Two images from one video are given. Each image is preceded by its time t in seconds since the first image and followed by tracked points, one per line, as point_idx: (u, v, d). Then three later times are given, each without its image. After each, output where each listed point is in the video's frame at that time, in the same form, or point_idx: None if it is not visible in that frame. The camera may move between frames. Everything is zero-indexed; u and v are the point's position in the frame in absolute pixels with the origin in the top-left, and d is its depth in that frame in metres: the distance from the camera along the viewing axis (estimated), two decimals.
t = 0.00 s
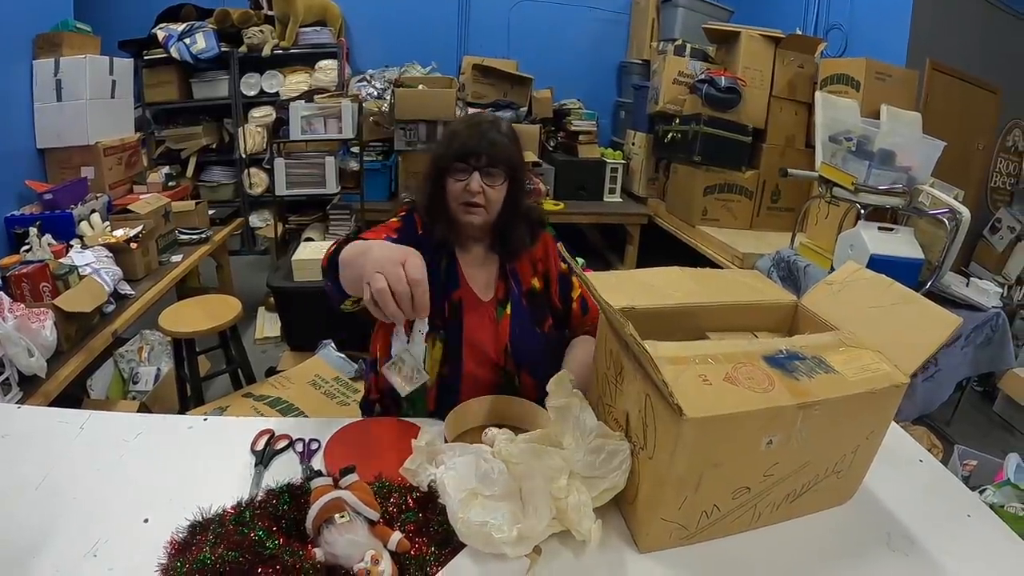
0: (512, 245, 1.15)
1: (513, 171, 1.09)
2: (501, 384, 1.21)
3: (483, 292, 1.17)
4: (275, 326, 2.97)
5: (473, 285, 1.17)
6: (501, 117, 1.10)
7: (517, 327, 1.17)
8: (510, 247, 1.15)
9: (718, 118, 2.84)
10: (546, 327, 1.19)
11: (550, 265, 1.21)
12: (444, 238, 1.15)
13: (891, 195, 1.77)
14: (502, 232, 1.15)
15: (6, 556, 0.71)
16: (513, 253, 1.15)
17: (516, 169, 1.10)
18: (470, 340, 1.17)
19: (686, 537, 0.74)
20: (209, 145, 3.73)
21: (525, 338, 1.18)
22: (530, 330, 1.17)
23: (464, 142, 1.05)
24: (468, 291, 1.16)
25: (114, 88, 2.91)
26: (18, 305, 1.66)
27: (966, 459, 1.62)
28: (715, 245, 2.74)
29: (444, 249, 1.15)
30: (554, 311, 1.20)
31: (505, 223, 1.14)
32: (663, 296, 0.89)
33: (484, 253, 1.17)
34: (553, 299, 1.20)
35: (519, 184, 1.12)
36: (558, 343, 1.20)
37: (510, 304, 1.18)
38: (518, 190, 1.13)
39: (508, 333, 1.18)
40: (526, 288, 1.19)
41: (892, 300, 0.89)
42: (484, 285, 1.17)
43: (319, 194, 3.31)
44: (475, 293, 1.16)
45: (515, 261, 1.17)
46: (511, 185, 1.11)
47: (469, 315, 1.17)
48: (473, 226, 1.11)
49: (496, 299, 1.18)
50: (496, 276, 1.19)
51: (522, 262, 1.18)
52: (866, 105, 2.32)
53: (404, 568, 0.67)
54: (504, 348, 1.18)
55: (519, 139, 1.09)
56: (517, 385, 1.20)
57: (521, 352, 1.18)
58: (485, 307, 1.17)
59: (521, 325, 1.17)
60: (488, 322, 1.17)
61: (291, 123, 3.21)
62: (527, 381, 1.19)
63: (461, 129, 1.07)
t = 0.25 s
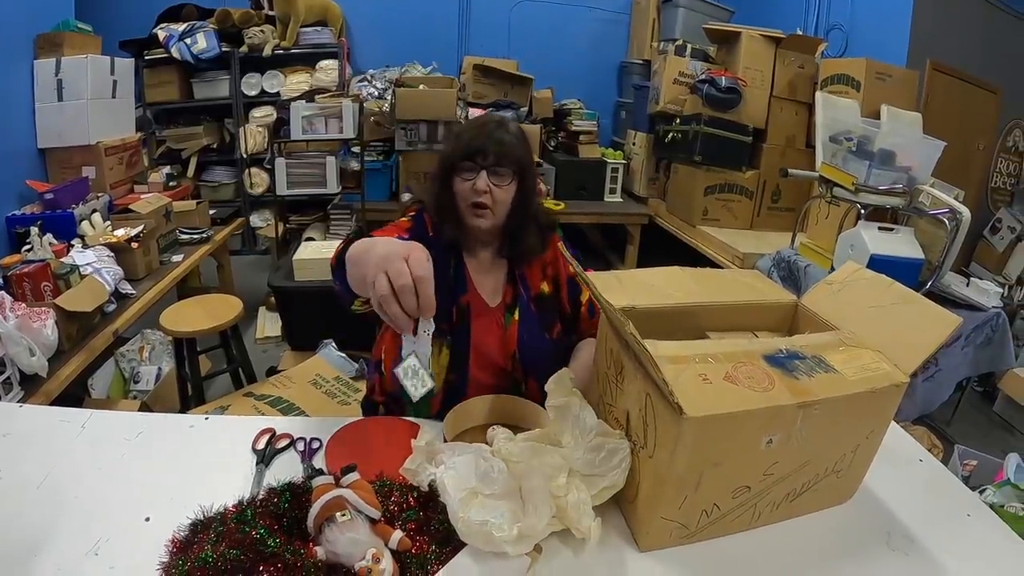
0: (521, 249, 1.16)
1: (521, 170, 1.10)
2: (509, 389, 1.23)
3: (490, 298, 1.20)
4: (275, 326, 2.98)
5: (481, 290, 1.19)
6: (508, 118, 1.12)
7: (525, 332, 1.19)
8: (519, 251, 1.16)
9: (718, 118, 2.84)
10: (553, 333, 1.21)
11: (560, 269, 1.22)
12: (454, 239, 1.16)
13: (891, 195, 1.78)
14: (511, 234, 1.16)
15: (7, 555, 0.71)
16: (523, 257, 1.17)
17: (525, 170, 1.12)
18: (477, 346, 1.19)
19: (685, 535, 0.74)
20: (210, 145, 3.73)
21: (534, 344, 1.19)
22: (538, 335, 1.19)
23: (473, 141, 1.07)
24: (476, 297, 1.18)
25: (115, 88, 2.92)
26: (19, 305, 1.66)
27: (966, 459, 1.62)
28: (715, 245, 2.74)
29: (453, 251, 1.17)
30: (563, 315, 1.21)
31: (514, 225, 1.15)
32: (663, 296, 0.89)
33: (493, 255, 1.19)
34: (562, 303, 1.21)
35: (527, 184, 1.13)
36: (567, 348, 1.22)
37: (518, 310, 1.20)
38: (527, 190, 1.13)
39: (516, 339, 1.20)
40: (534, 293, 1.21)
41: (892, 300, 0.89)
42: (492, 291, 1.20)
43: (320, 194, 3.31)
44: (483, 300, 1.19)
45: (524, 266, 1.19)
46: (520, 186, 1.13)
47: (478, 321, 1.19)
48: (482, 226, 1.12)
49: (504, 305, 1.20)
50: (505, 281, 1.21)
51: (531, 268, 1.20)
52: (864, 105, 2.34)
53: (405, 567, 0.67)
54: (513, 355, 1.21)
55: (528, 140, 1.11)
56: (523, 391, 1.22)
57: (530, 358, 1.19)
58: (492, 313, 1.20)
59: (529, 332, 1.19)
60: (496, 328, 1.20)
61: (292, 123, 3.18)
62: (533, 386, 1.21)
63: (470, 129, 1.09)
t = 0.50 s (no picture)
0: (524, 252, 1.17)
1: (527, 173, 1.13)
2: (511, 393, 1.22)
3: (493, 300, 1.20)
4: (275, 326, 2.98)
5: (484, 292, 1.20)
6: (516, 123, 1.16)
7: (527, 334, 1.19)
8: (523, 253, 1.18)
9: (718, 118, 2.84)
10: (556, 335, 1.21)
11: (563, 272, 1.23)
12: (458, 242, 1.17)
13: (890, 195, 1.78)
14: (515, 237, 1.19)
15: (6, 555, 0.71)
16: (527, 259, 1.18)
17: (531, 172, 1.15)
18: (478, 348, 1.19)
19: (685, 535, 0.74)
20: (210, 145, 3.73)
21: (536, 346, 1.19)
22: (541, 337, 1.19)
23: (481, 143, 1.10)
24: (479, 298, 1.18)
25: (115, 88, 2.92)
26: (19, 305, 1.65)
27: (966, 459, 1.62)
28: (715, 245, 2.74)
29: (457, 252, 1.18)
30: (565, 319, 1.23)
31: (518, 228, 1.18)
32: (664, 296, 0.89)
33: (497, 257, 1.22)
34: (564, 305, 1.22)
35: (532, 188, 1.16)
36: (568, 350, 1.23)
37: (521, 312, 1.20)
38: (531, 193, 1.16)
39: (518, 340, 1.20)
40: (536, 295, 1.21)
41: (893, 299, 0.89)
42: (494, 293, 1.21)
43: (320, 194, 3.31)
44: (486, 301, 1.19)
45: (527, 269, 1.20)
46: (525, 188, 1.16)
47: (480, 322, 1.19)
48: (486, 227, 1.14)
49: (507, 307, 1.21)
50: (507, 284, 1.22)
51: (534, 270, 1.21)
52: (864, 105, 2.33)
53: (405, 567, 0.67)
54: (515, 358, 1.20)
55: (534, 143, 1.14)
56: (525, 394, 1.21)
57: (532, 360, 1.18)
58: (494, 314, 1.19)
59: (532, 333, 1.19)
60: (498, 329, 1.19)
61: (292, 122, 3.17)
62: (535, 389, 1.20)
63: (478, 132, 1.12)
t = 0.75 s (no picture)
0: (526, 252, 1.18)
1: (528, 173, 1.17)
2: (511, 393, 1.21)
3: (494, 298, 1.20)
4: (275, 326, 2.98)
5: (485, 290, 1.20)
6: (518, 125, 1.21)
7: (527, 333, 1.19)
8: (524, 253, 1.19)
9: (718, 118, 2.84)
10: (556, 335, 1.21)
11: (563, 272, 1.23)
12: (459, 240, 1.18)
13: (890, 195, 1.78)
14: (516, 237, 1.20)
15: (5, 555, 0.71)
16: (528, 259, 1.19)
17: (533, 172, 1.19)
18: (479, 346, 1.18)
19: (686, 536, 0.74)
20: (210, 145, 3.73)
21: (536, 346, 1.19)
22: (542, 337, 1.19)
23: (485, 142, 1.14)
24: (479, 296, 1.18)
25: (115, 88, 2.92)
26: (20, 304, 1.66)
27: (966, 459, 1.62)
28: (715, 245, 2.74)
29: (458, 250, 1.19)
30: (565, 319, 1.23)
31: (519, 228, 1.19)
32: (664, 295, 0.89)
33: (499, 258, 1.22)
34: (565, 305, 1.22)
35: (533, 191, 1.20)
36: (569, 350, 1.22)
37: (521, 312, 1.20)
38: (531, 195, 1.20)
39: (518, 340, 1.19)
40: (537, 294, 1.21)
41: (893, 299, 0.89)
42: (495, 291, 1.21)
43: (319, 194, 3.31)
44: (486, 299, 1.19)
45: (528, 268, 1.21)
46: (527, 189, 1.19)
47: (480, 320, 1.19)
48: (488, 226, 1.16)
49: (507, 306, 1.21)
50: (508, 285, 1.22)
51: (535, 269, 1.21)
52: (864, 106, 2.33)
53: (405, 567, 0.67)
54: (515, 357, 1.19)
55: (535, 145, 1.19)
56: (524, 394, 1.20)
57: (533, 360, 1.18)
58: (495, 313, 1.19)
59: (532, 333, 1.19)
60: (498, 328, 1.19)
61: (292, 122, 3.17)
62: (535, 389, 1.19)
63: (481, 131, 1.16)
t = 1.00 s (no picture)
0: (526, 251, 1.18)
1: (529, 172, 1.18)
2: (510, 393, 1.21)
3: (493, 298, 1.20)
4: (275, 326, 2.98)
5: (484, 290, 1.20)
6: (518, 125, 1.21)
7: (528, 333, 1.19)
8: (524, 252, 1.19)
9: (718, 118, 2.84)
10: (556, 335, 1.21)
11: (563, 272, 1.23)
12: (459, 239, 1.18)
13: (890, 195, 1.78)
14: (517, 237, 1.20)
15: (4, 556, 0.71)
16: (528, 259, 1.19)
17: (534, 172, 1.19)
18: (479, 345, 1.18)
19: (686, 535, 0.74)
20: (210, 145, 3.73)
21: (536, 345, 1.19)
22: (542, 337, 1.19)
23: (485, 140, 1.15)
24: (479, 296, 1.18)
25: (115, 88, 2.92)
26: (19, 304, 1.65)
27: (966, 459, 1.62)
28: (714, 245, 2.74)
29: (459, 250, 1.18)
30: (565, 319, 1.23)
31: (520, 229, 1.20)
32: (664, 295, 0.89)
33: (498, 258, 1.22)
34: (564, 305, 1.22)
35: (533, 192, 1.21)
36: (568, 350, 1.22)
37: (521, 311, 1.20)
38: (532, 195, 1.20)
39: (518, 339, 1.19)
40: (537, 294, 1.21)
41: (893, 299, 0.89)
42: (494, 290, 1.21)
43: (319, 194, 3.31)
44: (486, 298, 1.19)
45: (528, 268, 1.21)
46: (528, 188, 1.19)
47: (481, 320, 1.18)
48: (488, 225, 1.16)
49: (507, 306, 1.20)
50: (508, 284, 1.22)
51: (535, 269, 1.21)
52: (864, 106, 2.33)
53: (405, 567, 0.67)
54: (515, 356, 1.19)
55: (536, 145, 1.19)
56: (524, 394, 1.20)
57: (532, 359, 1.19)
58: (495, 312, 1.19)
59: (532, 332, 1.19)
60: (498, 327, 1.19)
61: (292, 122, 3.17)
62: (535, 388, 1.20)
63: (481, 130, 1.17)
